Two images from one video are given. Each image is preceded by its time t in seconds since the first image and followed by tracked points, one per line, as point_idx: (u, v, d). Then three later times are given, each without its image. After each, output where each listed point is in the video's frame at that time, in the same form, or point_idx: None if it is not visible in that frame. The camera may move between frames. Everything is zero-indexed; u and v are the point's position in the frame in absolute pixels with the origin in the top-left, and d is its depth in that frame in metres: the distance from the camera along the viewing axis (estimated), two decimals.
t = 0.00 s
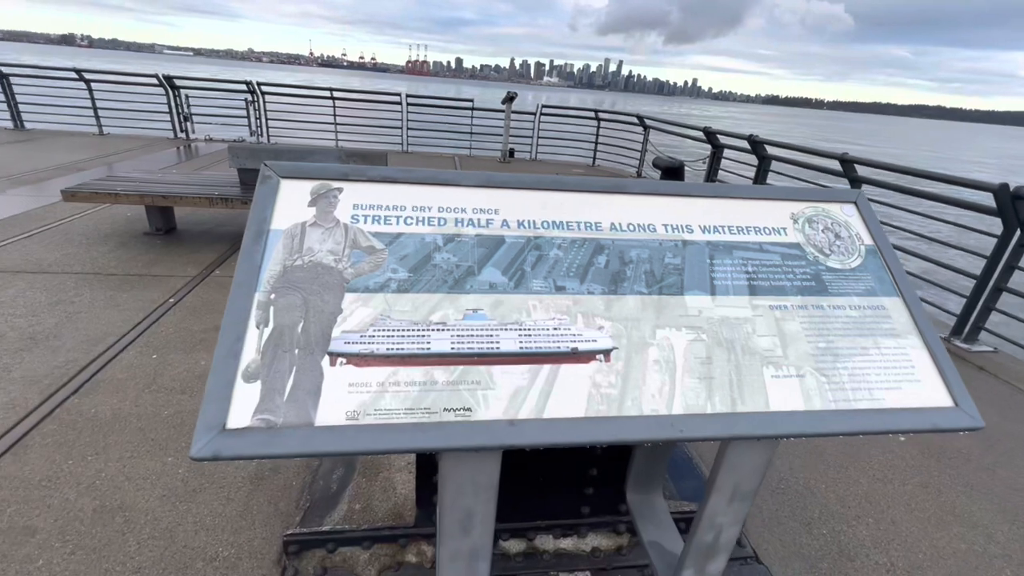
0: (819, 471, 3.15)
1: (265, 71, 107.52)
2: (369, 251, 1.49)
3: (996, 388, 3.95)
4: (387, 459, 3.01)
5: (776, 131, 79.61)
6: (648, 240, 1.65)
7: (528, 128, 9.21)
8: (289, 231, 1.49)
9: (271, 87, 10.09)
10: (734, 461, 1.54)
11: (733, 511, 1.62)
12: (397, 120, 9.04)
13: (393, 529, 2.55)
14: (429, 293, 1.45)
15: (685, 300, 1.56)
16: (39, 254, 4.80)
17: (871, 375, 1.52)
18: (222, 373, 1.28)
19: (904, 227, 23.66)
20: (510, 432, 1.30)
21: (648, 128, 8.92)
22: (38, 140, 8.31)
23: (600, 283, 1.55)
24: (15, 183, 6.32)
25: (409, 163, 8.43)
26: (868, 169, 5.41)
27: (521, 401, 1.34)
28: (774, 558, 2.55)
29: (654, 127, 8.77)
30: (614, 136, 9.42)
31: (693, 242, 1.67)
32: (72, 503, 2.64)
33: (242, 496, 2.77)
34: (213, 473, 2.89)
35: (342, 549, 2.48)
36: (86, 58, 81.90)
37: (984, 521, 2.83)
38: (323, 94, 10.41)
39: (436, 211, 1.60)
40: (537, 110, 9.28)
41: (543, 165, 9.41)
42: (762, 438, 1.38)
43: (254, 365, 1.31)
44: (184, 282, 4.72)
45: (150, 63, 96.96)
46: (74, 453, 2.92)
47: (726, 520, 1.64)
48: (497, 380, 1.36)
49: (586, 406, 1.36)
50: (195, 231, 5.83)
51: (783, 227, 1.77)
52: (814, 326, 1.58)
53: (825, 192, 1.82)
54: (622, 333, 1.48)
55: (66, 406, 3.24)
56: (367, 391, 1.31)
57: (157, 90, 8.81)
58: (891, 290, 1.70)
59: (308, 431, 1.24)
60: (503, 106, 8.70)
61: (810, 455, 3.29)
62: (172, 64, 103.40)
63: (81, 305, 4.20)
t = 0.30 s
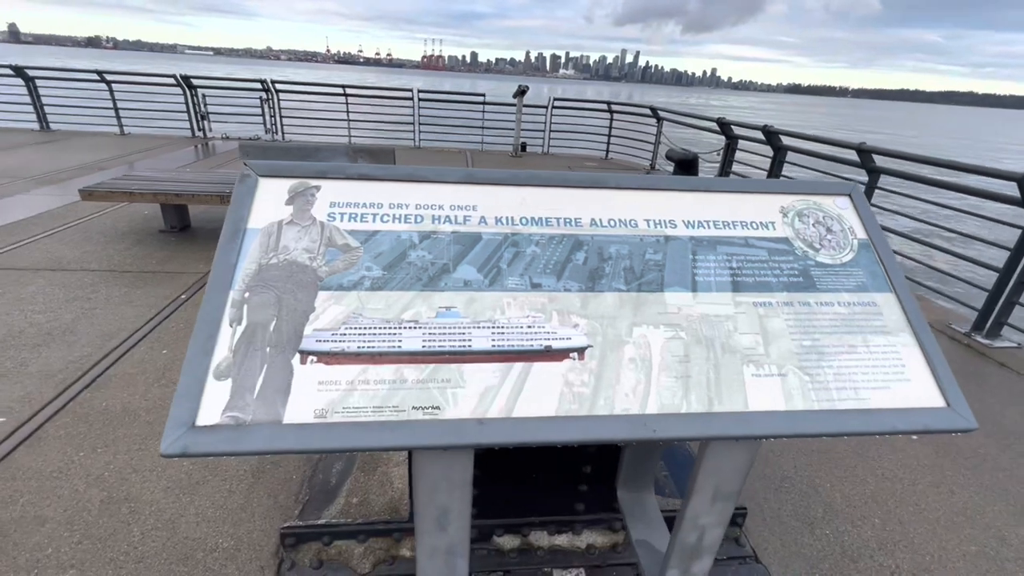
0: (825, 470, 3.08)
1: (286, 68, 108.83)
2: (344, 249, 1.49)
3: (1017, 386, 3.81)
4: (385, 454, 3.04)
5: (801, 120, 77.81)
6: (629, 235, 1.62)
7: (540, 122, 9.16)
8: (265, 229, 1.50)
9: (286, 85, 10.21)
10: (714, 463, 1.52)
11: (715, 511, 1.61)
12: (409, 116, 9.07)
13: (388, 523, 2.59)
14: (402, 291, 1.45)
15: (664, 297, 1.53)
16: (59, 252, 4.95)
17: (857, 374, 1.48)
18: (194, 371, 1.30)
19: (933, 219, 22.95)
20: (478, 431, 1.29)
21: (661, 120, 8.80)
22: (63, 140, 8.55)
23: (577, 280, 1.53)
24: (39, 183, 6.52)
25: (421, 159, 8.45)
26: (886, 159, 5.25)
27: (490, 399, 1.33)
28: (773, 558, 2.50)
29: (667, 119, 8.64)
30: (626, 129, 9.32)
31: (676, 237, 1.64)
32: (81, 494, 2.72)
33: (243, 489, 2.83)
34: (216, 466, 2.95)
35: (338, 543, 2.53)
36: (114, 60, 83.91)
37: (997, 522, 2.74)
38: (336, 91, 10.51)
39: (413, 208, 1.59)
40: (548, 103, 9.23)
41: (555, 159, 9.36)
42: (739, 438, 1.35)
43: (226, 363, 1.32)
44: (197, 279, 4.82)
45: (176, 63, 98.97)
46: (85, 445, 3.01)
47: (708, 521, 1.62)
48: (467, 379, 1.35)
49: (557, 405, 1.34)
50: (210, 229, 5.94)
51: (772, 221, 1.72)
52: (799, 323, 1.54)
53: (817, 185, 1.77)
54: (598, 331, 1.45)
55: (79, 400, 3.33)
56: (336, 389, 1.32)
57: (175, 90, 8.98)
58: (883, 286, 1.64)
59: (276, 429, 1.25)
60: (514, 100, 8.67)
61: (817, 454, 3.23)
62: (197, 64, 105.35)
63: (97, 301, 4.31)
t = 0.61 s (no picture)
0: (831, 472, 2.96)
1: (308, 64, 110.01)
2: (301, 246, 1.44)
3: None
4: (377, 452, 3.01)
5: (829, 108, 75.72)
6: (601, 230, 1.54)
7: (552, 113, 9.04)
8: (221, 225, 1.46)
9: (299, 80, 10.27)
10: (689, 470, 1.47)
11: (693, 520, 1.55)
12: (420, 109, 9.04)
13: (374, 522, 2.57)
14: (359, 290, 1.39)
15: (637, 295, 1.44)
16: (71, 247, 5.03)
17: (844, 378, 1.37)
18: (140, 372, 1.26)
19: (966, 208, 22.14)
20: (429, 437, 1.22)
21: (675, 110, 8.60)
22: (83, 138, 8.72)
23: (544, 277, 1.44)
24: (56, 180, 6.65)
25: (432, 152, 8.41)
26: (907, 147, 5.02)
27: (444, 403, 1.27)
28: (771, 563, 2.41)
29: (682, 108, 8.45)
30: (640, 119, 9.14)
31: (653, 231, 1.55)
32: (77, 488, 2.74)
33: (234, 485, 2.82)
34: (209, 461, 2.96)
35: (324, 540, 2.51)
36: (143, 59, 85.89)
37: (1015, 529, 2.59)
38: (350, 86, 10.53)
39: (375, 202, 1.53)
40: (560, 94, 9.10)
41: (567, 151, 9.24)
42: (711, 446, 1.27)
43: (173, 364, 1.28)
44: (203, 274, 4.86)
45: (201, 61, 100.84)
46: (84, 439, 3.04)
47: (686, 530, 1.56)
48: (421, 382, 1.29)
49: (516, 410, 1.27)
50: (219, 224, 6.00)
51: (758, 213, 1.61)
52: (783, 323, 1.43)
53: (808, 173, 1.65)
54: (563, 331, 1.37)
55: (81, 395, 3.37)
56: (284, 393, 1.27)
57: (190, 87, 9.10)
58: (878, 282, 1.52)
59: (219, 433, 1.21)
60: (525, 91, 8.57)
61: (824, 455, 3.11)
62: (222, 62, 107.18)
63: (105, 296, 4.35)
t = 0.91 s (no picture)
0: (842, 470, 2.88)
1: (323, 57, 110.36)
2: (281, 243, 1.41)
3: None
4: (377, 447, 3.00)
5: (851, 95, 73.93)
6: (591, 225, 1.48)
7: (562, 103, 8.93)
8: (201, 222, 1.43)
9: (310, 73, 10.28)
10: (681, 475, 1.43)
11: (687, 526, 1.51)
12: (430, 101, 8.98)
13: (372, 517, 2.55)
14: (338, 288, 1.35)
15: (627, 293, 1.38)
16: (83, 240, 5.08)
17: (846, 380, 1.30)
18: (115, 373, 1.24)
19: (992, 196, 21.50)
20: (407, 440, 1.18)
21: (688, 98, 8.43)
22: (98, 134, 8.82)
23: (530, 274, 1.39)
24: (71, 175, 6.72)
25: (441, 145, 8.37)
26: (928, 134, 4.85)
27: (423, 405, 1.23)
28: (777, 563, 2.35)
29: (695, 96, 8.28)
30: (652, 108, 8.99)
31: (645, 225, 1.48)
32: (83, 480, 2.72)
33: (236, 478, 2.80)
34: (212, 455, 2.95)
35: (323, 535, 2.48)
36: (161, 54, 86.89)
37: None
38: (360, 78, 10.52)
39: (358, 197, 1.49)
40: (571, 84, 8.97)
41: (577, 142, 9.12)
42: (702, 451, 1.21)
43: (148, 365, 1.25)
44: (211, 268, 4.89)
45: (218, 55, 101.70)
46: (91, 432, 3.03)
47: (679, 534, 1.52)
48: (401, 383, 1.25)
49: (498, 413, 1.23)
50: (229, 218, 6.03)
51: (759, 205, 1.53)
52: (782, 321, 1.36)
53: (812, 163, 1.57)
54: (549, 331, 1.32)
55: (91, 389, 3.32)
56: (260, 393, 1.24)
57: (202, 81, 9.15)
58: (885, 278, 1.43)
59: (193, 435, 1.18)
60: (535, 81, 8.46)
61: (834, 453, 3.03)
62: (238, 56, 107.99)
63: (116, 291, 4.31)
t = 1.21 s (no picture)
0: (848, 462, 2.86)
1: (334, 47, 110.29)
2: (275, 234, 1.41)
3: None
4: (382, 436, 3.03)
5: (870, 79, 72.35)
6: (585, 215, 1.46)
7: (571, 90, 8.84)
8: (196, 214, 1.43)
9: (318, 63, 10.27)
10: (676, 467, 1.42)
11: (682, 517, 1.51)
12: (439, 90, 8.94)
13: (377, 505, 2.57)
14: (331, 280, 1.35)
15: (621, 284, 1.36)
16: (96, 232, 5.14)
17: (844, 372, 1.28)
18: (111, 364, 1.25)
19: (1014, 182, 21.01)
20: (398, 431, 1.19)
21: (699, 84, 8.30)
22: (111, 126, 8.91)
23: (524, 265, 1.38)
24: (85, 168, 6.81)
25: (450, 134, 8.34)
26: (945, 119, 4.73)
27: (415, 397, 1.23)
28: (779, 555, 2.35)
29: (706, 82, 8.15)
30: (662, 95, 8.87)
31: (642, 215, 1.46)
32: (95, 466, 2.78)
33: (244, 466, 2.84)
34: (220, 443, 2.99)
35: (328, 522, 2.50)
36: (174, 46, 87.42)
37: None
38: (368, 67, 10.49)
39: (352, 188, 1.49)
40: (580, 71, 8.87)
41: (586, 129, 9.04)
42: (694, 444, 1.20)
43: (145, 355, 1.26)
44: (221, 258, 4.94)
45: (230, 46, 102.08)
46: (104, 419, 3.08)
47: (675, 526, 1.52)
48: (393, 374, 1.25)
49: (489, 404, 1.23)
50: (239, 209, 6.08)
51: (759, 194, 1.49)
52: (780, 313, 1.33)
53: (814, 150, 1.53)
54: (542, 322, 1.31)
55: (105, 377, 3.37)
56: (253, 384, 1.24)
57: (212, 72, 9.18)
58: (888, 269, 1.40)
59: (188, 425, 1.19)
60: (543, 68, 8.38)
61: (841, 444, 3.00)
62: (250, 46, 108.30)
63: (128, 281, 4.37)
